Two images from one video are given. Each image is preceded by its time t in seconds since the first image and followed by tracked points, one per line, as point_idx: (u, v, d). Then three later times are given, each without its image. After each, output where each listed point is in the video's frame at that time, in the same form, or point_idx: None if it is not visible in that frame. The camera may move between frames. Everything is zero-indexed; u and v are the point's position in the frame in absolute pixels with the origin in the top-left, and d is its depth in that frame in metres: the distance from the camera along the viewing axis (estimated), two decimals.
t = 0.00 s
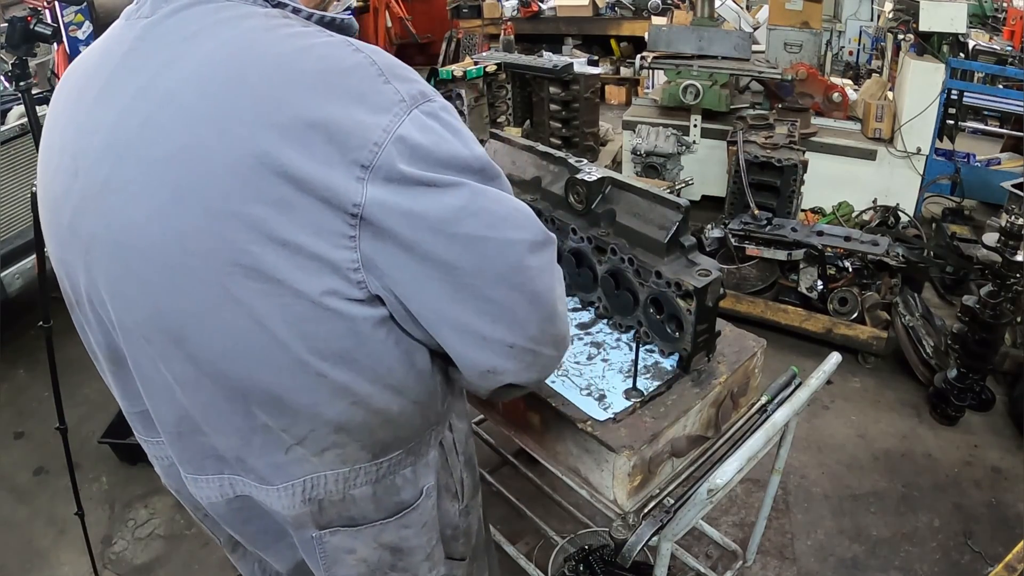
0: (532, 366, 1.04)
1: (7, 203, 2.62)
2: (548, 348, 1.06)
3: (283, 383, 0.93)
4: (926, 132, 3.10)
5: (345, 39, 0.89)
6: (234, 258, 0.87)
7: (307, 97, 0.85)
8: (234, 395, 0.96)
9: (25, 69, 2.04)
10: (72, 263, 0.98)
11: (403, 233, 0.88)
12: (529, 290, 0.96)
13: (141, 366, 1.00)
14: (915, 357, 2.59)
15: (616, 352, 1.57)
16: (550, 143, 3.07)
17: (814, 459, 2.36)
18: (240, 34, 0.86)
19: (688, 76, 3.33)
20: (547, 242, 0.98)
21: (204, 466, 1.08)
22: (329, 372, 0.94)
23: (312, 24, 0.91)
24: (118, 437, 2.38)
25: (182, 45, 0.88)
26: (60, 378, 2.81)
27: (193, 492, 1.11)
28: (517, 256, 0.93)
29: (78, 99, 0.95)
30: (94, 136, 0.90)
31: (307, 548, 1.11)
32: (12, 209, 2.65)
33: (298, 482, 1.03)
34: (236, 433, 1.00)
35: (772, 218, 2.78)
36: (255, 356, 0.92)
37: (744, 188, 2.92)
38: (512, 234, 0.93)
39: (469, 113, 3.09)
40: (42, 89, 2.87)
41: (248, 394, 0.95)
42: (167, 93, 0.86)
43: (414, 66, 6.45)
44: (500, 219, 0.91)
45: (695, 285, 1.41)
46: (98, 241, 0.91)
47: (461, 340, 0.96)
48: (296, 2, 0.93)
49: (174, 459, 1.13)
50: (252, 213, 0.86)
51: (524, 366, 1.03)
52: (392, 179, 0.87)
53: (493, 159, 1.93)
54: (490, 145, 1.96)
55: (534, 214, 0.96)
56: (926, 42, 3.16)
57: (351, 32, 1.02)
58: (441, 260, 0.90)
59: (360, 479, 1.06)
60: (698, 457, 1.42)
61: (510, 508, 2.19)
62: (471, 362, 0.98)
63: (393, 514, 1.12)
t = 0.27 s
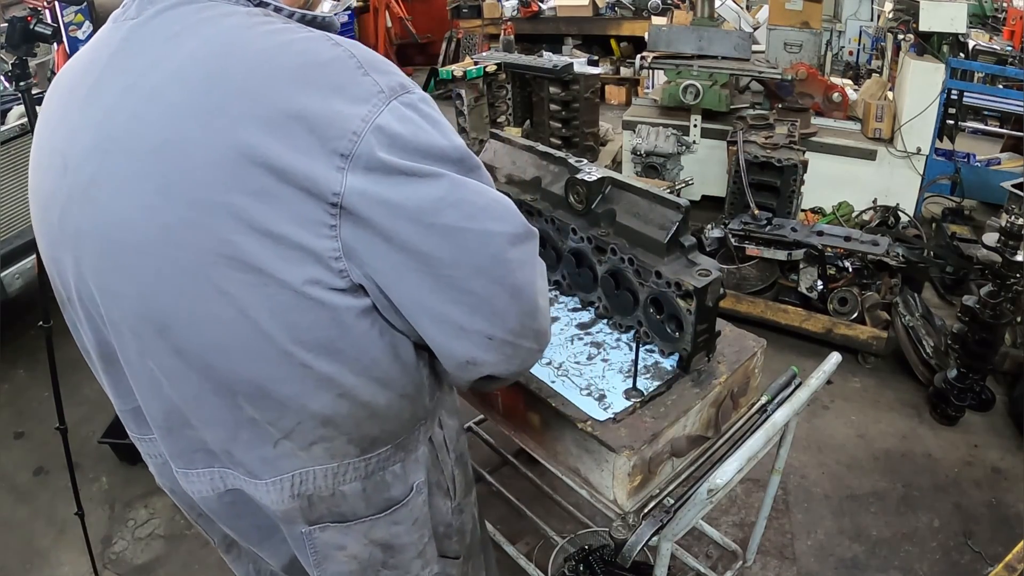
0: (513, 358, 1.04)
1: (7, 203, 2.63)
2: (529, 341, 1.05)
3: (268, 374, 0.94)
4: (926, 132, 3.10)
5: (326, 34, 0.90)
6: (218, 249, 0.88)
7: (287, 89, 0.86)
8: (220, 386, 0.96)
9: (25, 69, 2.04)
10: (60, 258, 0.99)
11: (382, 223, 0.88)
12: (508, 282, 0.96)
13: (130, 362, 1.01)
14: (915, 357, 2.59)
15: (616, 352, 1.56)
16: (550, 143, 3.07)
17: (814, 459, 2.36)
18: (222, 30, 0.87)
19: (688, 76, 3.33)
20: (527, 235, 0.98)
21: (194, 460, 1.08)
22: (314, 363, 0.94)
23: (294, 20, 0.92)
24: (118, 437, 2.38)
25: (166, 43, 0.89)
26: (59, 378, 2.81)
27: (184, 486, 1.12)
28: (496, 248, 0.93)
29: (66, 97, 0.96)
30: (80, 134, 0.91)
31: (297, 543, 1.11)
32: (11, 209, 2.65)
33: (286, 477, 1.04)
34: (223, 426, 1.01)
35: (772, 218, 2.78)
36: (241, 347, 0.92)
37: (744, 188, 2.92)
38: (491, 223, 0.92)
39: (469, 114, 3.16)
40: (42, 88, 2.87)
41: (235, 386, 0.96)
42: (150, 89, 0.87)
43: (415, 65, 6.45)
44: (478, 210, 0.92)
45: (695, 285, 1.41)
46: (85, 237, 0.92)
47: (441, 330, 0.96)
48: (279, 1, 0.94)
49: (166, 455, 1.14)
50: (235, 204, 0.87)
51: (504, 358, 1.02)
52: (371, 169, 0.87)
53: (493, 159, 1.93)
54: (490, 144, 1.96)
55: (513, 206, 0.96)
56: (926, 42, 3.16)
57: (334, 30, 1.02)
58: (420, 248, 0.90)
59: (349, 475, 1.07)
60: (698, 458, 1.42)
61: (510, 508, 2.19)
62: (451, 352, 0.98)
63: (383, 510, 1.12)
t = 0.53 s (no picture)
0: (499, 356, 1.03)
1: (7, 203, 2.63)
2: (516, 340, 1.05)
3: (254, 369, 0.94)
4: (926, 132, 3.10)
5: (312, 34, 0.90)
6: (203, 245, 0.88)
7: (271, 87, 0.86)
8: (206, 382, 0.96)
9: (25, 69, 2.04)
10: (51, 254, 1.00)
11: (365, 220, 0.88)
12: (493, 279, 0.96)
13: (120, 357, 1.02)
14: (915, 357, 2.59)
15: (616, 352, 1.56)
16: (550, 143, 3.07)
17: (814, 459, 2.36)
18: (210, 30, 0.88)
19: (688, 76, 3.33)
20: (512, 233, 0.97)
21: (184, 454, 1.08)
22: (298, 359, 0.95)
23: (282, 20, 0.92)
24: (118, 437, 2.38)
25: (155, 43, 0.90)
26: (60, 378, 2.82)
27: (175, 480, 1.12)
28: (480, 245, 0.93)
29: (59, 95, 0.97)
30: (72, 132, 0.92)
31: (287, 538, 1.11)
32: (11, 209, 2.65)
33: (274, 472, 1.04)
34: (211, 420, 1.01)
35: (772, 218, 2.78)
36: (226, 342, 0.93)
37: (744, 188, 2.92)
38: (474, 221, 0.92)
39: (469, 114, 3.11)
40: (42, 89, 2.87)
41: (221, 381, 0.96)
42: (139, 88, 0.88)
43: (415, 66, 6.45)
44: (461, 208, 0.91)
45: (695, 285, 1.41)
46: (75, 233, 0.93)
47: (425, 327, 0.96)
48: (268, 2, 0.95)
49: (158, 449, 1.14)
50: (220, 201, 0.87)
51: (490, 356, 1.02)
52: (353, 166, 0.87)
53: (493, 159, 1.93)
54: (490, 145, 1.96)
55: (498, 204, 0.96)
56: (926, 42, 3.16)
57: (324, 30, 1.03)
58: (402, 245, 0.90)
59: (337, 471, 1.06)
60: (698, 457, 1.42)
61: (510, 508, 2.19)
62: (436, 349, 0.98)
63: (373, 507, 1.12)
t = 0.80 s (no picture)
0: (491, 361, 1.04)
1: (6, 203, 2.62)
2: (508, 345, 1.05)
3: (240, 366, 0.95)
4: (926, 132, 3.10)
5: (310, 36, 0.90)
6: (192, 244, 0.89)
7: (265, 90, 0.86)
8: (195, 376, 0.97)
9: (25, 69, 2.04)
10: (53, 246, 1.01)
11: (353, 225, 0.88)
12: (485, 285, 0.95)
13: (116, 347, 1.03)
14: (915, 357, 2.59)
15: (616, 352, 1.56)
16: (550, 143, 3.07)
17: (814, 459, 2.36)
18: (209, 31, 0.88)
19: (688, 76, 3.33)
20: (504, 240, 0.96)
21: (176, 444, 1.09)
22: (284, 359, 0.95)
23: (281, 21, 0.92)
24: (118, 437, 2.38)
25: (156, 42, 0.90)
26: (60, 378, 2.82)
27: (166, 469, 1.12)
28: (470, 252, 0.92)
29: (64, 90, 0.98)
30: (74, 127, 0.93)
31: (275, 533, 1.12)
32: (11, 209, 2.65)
33: (262, 467, 1.04)
34: (200, 414, 1.01)
35: (772, 218, 2.78)
36: (213, 339, 0.93)
37: (744, 188, 2.92)
38: (465, 227, 0.92)
39: (469, 113, 3.18)
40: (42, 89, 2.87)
41: (209, 377, 0.96)
42: (138, 86, 0.88)
43: (415, 66, 6.46)
44: (452, 215, 0.91)
45: (695, 285, 1.41)
46: (72, 226, 0.94)
47: (415, 331, 0.96)
48: (271, 2, 0.95)
49: (150, 437, 1.14)
50: (210, 201, 0.87)
51: (481, 360, 1.02)
52: (343, 171, 0.87)
53: (492, 159, 1.93)
54: (490, 144, 1.96)
55: (491, 210, 0.95)
56: (926, 42, 3.16)
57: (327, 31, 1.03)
58: (391, 250, 0.90)
59: (326, 471, 1.07)
60: (698, 457, 1.42)
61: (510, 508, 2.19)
62: (426, 353, 0.98)
63: (361, 508, 1.12)
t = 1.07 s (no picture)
0: (484, 363, 1.03)
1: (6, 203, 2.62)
2: (502, 348, 1.05)
3: (236, 361, 0.95)
4: (926, 132, 3.10)
5: (313, 36, 0.90)
6: (190, 240, 0.89)
7: (266, 90, 0.86)
8: (192, 370, 0.97)
9: (25, 69, 2.04)
10: (53, 238, 1.01)
11: (351, 225, 0.88)
12: (481, 289, 0.95)
13: (113, 340, 1.03)
14: (915, 357, 2.59)
15: (617, 352, 1.56)
16: (550, 143, 3.07)
17: (814, 459, 2.36)
18: (212, 30, 0.88)
19: (688, 76, 3.33)
20: (501, 244, 0.97)
21: (172, 436, 1.08)
22: (281, 355, 0.95)
23: (285, 21, 0.92)
24: (118, 437, 2.38)
25: (159, 38, 0.90)
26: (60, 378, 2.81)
27: (162, 460, 1.12)
28: (467, 255, 0.93)
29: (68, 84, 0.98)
30: (76, 121, 0.93)
31: (269, 526, 1.11)
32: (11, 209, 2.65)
33: (259, 460, 1.04)
34: (197, 406, 1.01)
35: (772, 218, 2.78)
36: (209, 333, 0.93)
37: (744, 188, 2.91)
38: (462, 230, 0.92)
39: (469, 114, 3.11)
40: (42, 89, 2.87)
41: (206, 371, 0.96)
42: (140, 82, 0.88)
43: (415, 66, 6.47)
44: (450, 217, 0.91)
45: (695, 285, 1.41)
46: (71, 219, 0.94)
47: (410, 331, 0.96)
48: (276, 3, 0.95)
49: (144, 428, 1.13)
50: (209, 199, 0.87)
51: (474, 362, 1.02)
52: (343, 171, 0.87)
53: (492, 159, 1.93)
54: (490, 144, 1.96)
55: (489, 214, 0.95)
56: (926, 42, 3.16)
57: (330, 33, 1.03)
58: (387, 250, 0.90)
59: (322, 466, 1.07)
60: (698, 457, 1.42)
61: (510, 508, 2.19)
62: (420, 353, 0.98)
63: (356, 505, 1.12)
